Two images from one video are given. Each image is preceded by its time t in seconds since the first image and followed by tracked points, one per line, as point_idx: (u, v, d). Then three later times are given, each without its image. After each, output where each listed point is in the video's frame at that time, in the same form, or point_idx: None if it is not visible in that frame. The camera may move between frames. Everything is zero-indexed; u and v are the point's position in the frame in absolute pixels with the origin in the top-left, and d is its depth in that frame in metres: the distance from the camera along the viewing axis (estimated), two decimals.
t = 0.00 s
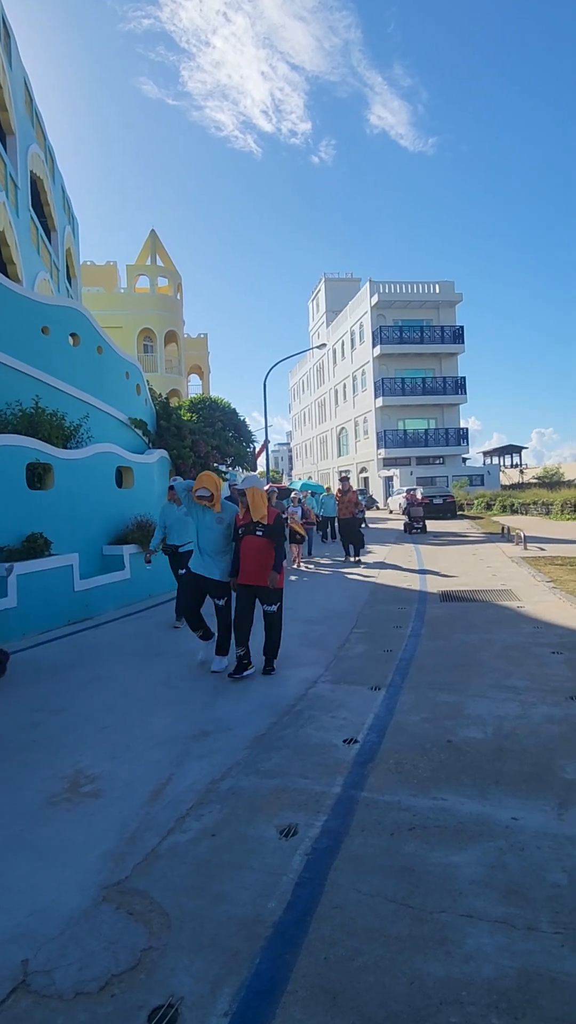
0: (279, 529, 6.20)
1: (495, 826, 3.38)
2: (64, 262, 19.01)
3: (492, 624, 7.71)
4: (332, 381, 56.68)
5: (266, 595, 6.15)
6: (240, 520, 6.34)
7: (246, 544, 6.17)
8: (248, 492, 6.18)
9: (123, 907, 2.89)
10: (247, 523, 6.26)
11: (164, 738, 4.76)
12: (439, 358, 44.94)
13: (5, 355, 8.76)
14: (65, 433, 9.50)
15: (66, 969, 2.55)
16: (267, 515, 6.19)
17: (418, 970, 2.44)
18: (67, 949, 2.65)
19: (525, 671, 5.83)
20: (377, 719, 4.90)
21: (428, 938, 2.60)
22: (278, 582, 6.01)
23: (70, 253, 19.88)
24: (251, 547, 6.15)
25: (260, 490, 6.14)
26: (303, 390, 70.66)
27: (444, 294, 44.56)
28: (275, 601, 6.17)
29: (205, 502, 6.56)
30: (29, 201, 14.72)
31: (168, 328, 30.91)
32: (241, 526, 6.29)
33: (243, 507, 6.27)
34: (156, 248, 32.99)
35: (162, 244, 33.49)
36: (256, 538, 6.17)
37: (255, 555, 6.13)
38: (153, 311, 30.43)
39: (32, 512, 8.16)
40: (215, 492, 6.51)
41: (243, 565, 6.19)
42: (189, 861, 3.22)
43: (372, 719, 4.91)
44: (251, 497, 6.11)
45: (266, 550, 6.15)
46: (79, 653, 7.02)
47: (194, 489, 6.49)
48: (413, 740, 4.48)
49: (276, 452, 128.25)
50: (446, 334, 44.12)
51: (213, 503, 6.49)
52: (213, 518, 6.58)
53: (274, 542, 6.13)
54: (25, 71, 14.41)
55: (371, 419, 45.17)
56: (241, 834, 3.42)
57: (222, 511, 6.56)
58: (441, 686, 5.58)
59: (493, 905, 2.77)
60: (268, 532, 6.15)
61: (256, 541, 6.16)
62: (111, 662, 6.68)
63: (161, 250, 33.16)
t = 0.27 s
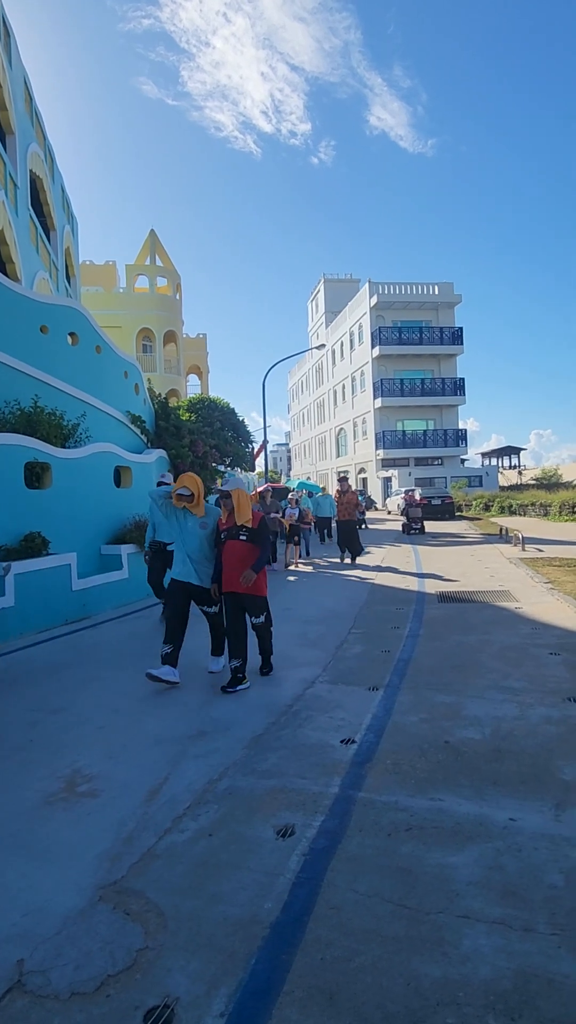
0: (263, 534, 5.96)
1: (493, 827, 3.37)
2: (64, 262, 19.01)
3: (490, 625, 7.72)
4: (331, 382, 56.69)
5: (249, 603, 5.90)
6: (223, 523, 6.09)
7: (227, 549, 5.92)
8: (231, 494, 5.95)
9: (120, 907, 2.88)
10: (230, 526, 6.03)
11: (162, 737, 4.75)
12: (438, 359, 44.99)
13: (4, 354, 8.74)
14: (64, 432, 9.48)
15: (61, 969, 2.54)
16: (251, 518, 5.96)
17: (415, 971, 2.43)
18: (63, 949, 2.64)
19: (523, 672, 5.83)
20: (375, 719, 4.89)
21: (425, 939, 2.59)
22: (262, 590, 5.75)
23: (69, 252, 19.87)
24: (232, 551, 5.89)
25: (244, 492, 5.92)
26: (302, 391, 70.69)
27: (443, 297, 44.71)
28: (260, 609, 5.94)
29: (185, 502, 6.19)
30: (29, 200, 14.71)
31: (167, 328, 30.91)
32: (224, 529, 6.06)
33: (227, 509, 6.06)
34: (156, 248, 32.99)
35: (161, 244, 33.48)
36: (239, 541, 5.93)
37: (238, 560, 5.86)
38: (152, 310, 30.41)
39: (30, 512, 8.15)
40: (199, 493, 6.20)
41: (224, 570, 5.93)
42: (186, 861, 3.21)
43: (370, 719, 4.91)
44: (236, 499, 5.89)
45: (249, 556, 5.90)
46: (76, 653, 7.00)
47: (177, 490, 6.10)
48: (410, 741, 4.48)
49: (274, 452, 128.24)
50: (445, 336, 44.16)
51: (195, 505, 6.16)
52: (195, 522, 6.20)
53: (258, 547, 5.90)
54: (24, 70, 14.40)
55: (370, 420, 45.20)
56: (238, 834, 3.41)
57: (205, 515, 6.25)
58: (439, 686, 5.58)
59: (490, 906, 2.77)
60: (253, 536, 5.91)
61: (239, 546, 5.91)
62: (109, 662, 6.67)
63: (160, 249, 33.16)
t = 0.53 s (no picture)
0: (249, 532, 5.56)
1: (490, 827, 3.37)
2: (64, 261, 19.00)
3: (489, 625, 7.73)
4: (330, 382, 56.75)
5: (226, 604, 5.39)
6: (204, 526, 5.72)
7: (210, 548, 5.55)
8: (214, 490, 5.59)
9: (117, 907, 2.88)
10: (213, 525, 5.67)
11: (160, 737, 4.75)
12: (438, 360, 45.06)
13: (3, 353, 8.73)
14: (63, 431, 9.47)
15: (58, 968, 2.53)
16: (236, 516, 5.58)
17: (413, 971, 2.43)
18: (60, 949, 2.64)
19: (522, 672, 5.83)
20: (373, 719, 4.90)
21: (423, 940, 2.59)
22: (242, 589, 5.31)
23: (69, 252, 19.87)
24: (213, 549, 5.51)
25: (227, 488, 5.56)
26: (302, 391, 70.72)
27: (443, 298, 44.75)
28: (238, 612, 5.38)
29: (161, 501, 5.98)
30: (29, 199, 14.70)
31: (167, 328, 30.92)
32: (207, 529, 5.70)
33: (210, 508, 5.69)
34: (156, 248, 32.99)
35: (162, 243, 33.50)
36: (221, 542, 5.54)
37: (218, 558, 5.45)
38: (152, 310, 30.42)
39: (29, 511, 8.14)
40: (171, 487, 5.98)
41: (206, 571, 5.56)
42: (183, 860, 3.20)
43: (368, 719, 4.92)
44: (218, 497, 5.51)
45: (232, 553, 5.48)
46: (75, 652, 7.01)
47: (147, 485, 5.92)
48: (408, 741, 4.48)
49: (274, 452, 128.28)
50: (444, 337, 44.21)
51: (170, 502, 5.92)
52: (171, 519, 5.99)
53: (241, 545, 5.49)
54: (25, 69, 14.39)
55: (369, 420, 45.23)
56: (236, 834, 3.41)
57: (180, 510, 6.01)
58: (437, 686, 5.59)
59: (487, 906, 2.77)
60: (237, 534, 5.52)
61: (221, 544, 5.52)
62: (108, 661, 6.68)
63: (160, 249, 33.17)
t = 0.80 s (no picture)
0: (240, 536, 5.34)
1: (491, 828, 3.37)
2: (65, 260, 19.00)
3: (489, 625, 7.74)
4: (331, 382, 56.76)
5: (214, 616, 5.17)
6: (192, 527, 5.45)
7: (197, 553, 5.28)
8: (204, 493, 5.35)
9: (118, 906, 2.88)
10: (201, 529, 5.40)
11: (161, 736, 4.75)
12: (439, 360, 45.07)
13: (5, 352, 8.74)
14: (64, 430, 9.46)
15: (59, 968, 2.53)
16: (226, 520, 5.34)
17: (414, 972, 2.43)
18: (60, 948, 2.64)
19: (522, 673, 5.84)
20: (374, 719, 4.90)
21: (423, 940, 2.59)
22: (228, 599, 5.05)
23: (71, 251, 19.88)
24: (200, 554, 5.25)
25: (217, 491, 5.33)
26: (302, 391, 70.72)
27: (444, 298, 44.72)
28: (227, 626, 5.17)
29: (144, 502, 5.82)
30: (30, 198, 14.71)
31: (168, 327, 30.93)
32: (194, 532, 5.44)
33: (198, 510, 5.44)
34: (157, 247, 33.00)
35: (163, 242, 33.50)
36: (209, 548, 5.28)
37: (205, 567, 5.17)
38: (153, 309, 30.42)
39: (30, 510, 8.15)
40: (155, 487, 5.82)
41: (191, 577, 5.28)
42: (183, 860, 3.20)
43: (369, 719, 4.92)
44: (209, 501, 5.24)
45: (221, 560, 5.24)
46: (76, 651, 7.01)
47: (130, 485, 5.75)
48: (409, 741, 4.48)
49: (275, 452, 128.29)
50: (446, 337, 44.22)
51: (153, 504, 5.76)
52: (154, 522, 5.90)
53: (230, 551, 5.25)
54: (27, 68, 14.40)
55: (370, 421, 45.22)
56: (236, 834, 3.41)
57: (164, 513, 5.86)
58: (438, 687, 5.59)
59: (488, 907, 2.77)
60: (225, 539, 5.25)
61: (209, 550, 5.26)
62: (109, 660, 6.68)
63: (162, 248, 33.18)
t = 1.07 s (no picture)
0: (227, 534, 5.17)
1: (493, 828, 3.37)
2: (68, 258, 19.01)
3: (491, 625, 7.73)
4: (333, 382, 56.73)
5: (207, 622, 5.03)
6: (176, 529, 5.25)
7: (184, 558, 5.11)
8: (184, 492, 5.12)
9: (119, 904, 2.88)
10: (185, 530, 5.20)
11: (162, 735, 4.75)
12: (441, 360, 45.05)
13: (8, 351, 8.74)
14: (66, 429, 9.46)
15: (60, 965, 2.54)
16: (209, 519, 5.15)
17: (415, 971, 2.43)
18: (62, 945, 2.65)
19: (524, 673, 5.83)
20: (375, 719, 4.91)
21: (425, 940, 2.59)
22: (221, 602, 4.90)
23: (73, 250, 19.89)
24: (187, 557, 5.07)
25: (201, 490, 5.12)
26: (304, 391, 70.69)
27: (447, 298, 44.69)
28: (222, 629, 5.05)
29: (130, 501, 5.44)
30: (33, 197, 14.71)
31: (170, 326, 30.93)
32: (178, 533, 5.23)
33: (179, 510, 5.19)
34: (160, 246, 32.99)
35: (166, 241, 33.49)
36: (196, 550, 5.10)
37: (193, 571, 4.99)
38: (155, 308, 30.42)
39: (32, 508, 8.15)
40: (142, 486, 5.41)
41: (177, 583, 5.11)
42: (185, 859, 3.20)
43: (370, 718, 4.93)
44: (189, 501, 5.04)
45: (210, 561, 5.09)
46: (78, 649, 7.02)
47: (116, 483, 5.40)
48: (410, 741, 4.48)
49: (276, 452, 128.28)
50: (448, 337, 44.19)
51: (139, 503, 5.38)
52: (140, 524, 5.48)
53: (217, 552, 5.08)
54: (30, 66, 14.40)
55: (372, 420, 45.20)
56: (238, 832, 3.41)
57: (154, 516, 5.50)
58: (440, 686, 5.59)
59: (489, 906, 2.77)
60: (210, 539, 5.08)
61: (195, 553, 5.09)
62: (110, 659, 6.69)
63: (164, 247, 33.19)
